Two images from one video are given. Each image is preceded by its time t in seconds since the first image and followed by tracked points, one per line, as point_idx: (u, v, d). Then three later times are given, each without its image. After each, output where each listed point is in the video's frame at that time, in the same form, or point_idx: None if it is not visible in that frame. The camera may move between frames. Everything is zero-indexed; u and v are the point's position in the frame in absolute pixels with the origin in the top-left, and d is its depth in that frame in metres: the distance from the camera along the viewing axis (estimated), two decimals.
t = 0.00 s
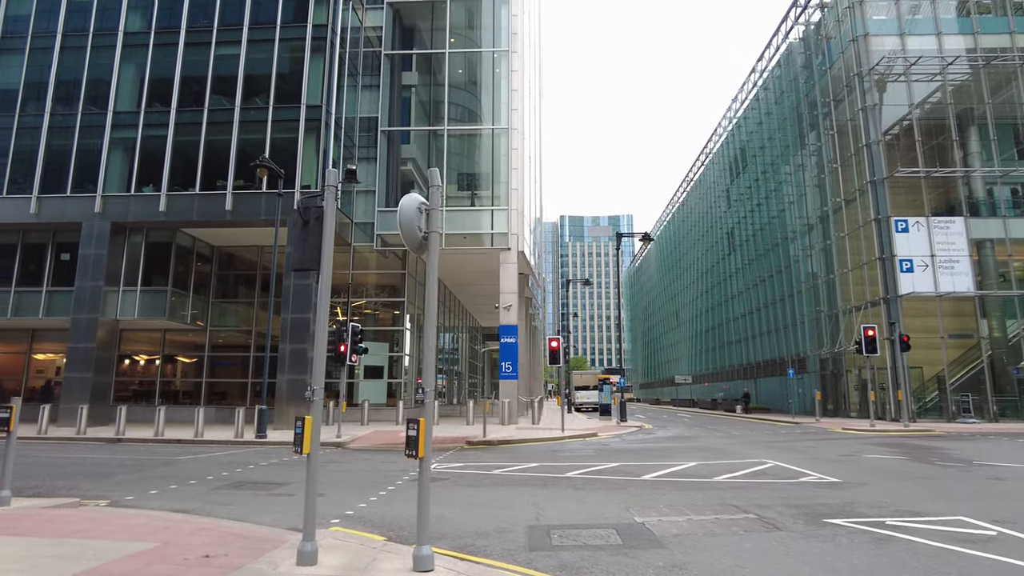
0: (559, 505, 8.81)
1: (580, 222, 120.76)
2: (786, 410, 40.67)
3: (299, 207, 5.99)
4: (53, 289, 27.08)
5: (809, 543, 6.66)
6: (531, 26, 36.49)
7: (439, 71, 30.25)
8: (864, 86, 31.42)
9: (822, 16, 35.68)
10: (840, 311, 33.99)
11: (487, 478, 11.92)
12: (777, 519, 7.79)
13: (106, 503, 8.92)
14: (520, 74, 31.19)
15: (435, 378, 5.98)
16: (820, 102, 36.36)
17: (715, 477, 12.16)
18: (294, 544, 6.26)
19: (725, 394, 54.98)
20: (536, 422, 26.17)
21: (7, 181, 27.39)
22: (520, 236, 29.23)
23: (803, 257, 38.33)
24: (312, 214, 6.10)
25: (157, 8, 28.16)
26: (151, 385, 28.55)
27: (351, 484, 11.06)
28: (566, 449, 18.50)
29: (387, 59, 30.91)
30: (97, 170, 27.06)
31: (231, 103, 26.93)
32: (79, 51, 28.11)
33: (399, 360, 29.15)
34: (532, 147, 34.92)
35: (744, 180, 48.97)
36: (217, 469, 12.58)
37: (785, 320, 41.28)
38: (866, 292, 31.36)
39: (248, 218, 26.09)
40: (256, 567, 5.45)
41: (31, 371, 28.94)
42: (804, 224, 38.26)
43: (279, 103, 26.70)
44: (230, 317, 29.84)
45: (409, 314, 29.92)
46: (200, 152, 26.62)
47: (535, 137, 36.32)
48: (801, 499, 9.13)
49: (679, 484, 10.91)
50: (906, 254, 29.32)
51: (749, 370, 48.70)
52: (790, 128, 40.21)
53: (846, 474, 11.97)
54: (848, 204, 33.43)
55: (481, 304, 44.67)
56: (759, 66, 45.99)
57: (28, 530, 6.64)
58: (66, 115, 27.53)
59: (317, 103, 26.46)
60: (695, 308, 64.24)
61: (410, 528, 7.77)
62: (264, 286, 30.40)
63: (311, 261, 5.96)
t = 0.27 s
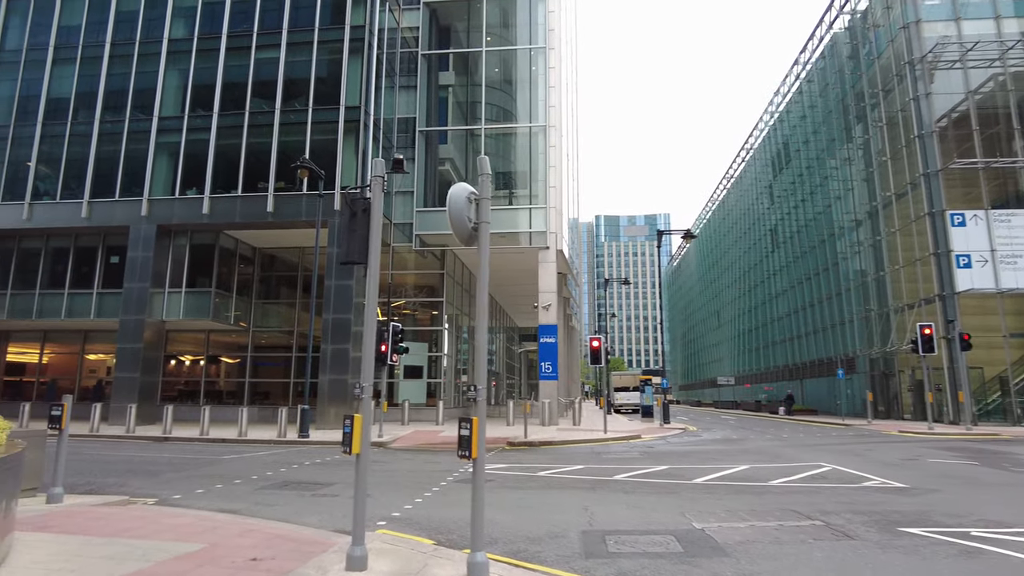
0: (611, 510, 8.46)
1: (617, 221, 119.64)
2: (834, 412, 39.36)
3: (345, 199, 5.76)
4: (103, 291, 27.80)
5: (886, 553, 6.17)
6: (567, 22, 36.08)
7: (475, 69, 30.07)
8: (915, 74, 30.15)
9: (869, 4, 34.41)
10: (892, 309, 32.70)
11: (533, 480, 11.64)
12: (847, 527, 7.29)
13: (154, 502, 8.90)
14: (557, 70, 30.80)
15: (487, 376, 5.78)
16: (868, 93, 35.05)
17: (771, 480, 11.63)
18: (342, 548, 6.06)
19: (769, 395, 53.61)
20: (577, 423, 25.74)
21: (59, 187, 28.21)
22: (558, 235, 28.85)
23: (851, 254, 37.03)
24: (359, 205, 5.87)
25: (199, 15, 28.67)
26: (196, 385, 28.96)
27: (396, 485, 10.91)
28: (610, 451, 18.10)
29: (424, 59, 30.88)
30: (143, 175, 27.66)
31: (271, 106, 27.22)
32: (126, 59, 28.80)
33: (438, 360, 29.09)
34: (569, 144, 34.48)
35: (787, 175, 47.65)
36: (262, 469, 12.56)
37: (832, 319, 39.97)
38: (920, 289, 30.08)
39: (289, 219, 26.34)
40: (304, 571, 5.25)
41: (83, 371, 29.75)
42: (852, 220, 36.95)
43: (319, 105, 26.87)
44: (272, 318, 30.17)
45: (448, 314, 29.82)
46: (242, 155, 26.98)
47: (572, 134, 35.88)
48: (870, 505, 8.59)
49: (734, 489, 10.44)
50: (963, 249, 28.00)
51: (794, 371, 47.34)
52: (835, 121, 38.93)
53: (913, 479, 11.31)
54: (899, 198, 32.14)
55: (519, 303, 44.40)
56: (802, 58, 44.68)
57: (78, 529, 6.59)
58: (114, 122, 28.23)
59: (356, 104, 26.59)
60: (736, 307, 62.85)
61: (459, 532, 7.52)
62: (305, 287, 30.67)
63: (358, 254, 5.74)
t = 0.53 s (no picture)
0: (659, 519, 8.07)
1: (649, 220, 118.40)
2: (878, 414, 38.10)
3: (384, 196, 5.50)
4: (142, 294, 28.25)
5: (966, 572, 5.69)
6: (599, 19, 35.64)
7: (507, 69, 29.86)
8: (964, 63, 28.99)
9: None
10: (940, 308, 31.49)
11: (574, 486, 11.29)
12: (916, 541, 6.80)
13: (191, 507, 8.80)
14: (589, 68, 30.39)
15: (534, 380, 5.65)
16: (912, 83, 33.85)
17: (823, 488, 11.09)
18: (382, 560, 5.81)
19: (808, 396, 52.26)
20: (613, 426, 25.23)
21: (100, 192, 28.79)
22: (592, 234, 28.43)
23: (894, 250, 35.80)
24: (398, 201, 5.60)
25: (234, 21, 28.98)
26: (232, 386, 29.35)
27: (433, 490, 10.68)
28: (650, 455, 17.63)
29: (456, 59, 30.77)
30: (180, 179, 28.02)
31: (304, 109, 27.35)
32: (163, 65, 29.26)
33: (471, 361, 28.93)
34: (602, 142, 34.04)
35: (826, 170, 46.38)
36: (298, 472, 12.46)
37: (874, 317, 38.73)
38: (970, 286, 28.87)
39: (323, 221, 26.42)
40: None
41: (124, 373, 30.32)
42: (895, 215, 35.74)
43: (351, 107, 26.90)
44: (307, 320, 30.34)
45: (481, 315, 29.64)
46: (276, 158, 27.16)
47: (605, 132, 35.42)
48: (936, 517, 8.05)
49: (786, 497, 9.95)
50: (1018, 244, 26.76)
51: (835, 372, 46.01)
52: (877, 114, 37.72)
53: (977, 487, 10.66)
54: (947, 192, 30.91)
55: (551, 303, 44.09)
56: (842, 50, 43.42)
57: (116, 536, 6.47)
58: (152, 127, 28.70)
59: (389, 105, 26.59)
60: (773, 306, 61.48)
61: (501, 542, 7.22)
62: (339, 289, 30.79)
63: (398, 253, 5.48)
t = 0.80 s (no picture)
0: (688, 523, 7.72)
1: (660, 219, 117.83)
2: (898, 414, 37.42)
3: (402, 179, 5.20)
4: (154, 293, 28.18)
5: None
6: (612, 14, 35.24)
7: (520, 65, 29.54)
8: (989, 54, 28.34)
9: None
10: (963, 304, 30.83)
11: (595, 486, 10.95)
12: (965, 547, 6.42)
13: (202, 508, 8.54)
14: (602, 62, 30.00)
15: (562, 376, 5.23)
16: (933, 75, 33.18)
17: (854, 488, 10.68)
18: (402, 565, 5.53)
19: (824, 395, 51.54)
20: (629, 426, 24.80)
21: (113, 192, 28.75)
22: (607, 231, 28.05)
23: (915, 246, 35.13)
24: (418, 185, 5.30)
25: (246, 18, 28.86)
26: (245, 386, 29.23)
27: (450, 491, 10.38)
28: (669, 455, 17.25)
29: (468, 54, 30.51)
30: (192, 178, 27.93)
31: (316, 107, 27.17)
32: (175, 64, 29.20)
33: (485, 360, 28.63)
34: (615, 138, 33.64)
35: (842, 166, 45.69)
36: (311, 472, 12.21)
37: (893, 315, 38.05)
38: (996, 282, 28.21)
39: (335, 219, 26.21)
40: None
41: (137, 372, 30.27)
42: (916, 211, 35.05)
43: (363, 104, 26.69)
44: (319, 319, 30.17)
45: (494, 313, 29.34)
46: (288, 156, 27.00)
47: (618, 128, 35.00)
48: (981, 520, 7.65)
49: (818, 498, 9.57)
50: None
51: (852, 371, 45.30)
52: (895, 108, 37.05)
53: (1016, 489, 10.24)
54: (970, 186, 30.25)
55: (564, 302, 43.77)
56: (859, 43, 42.72)
57: (124, 538, 6.21)
58: (164, 126, 28.63)
59: (401, 102, 26.33)
60: (788, 304, 60.76)
61: (524, 545, 6.91)
62: (352, 288, 30.60)
63: (417, 242, 5.17)
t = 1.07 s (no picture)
0: (718, 532, 7.38)
1: (668, 218, 117.21)
2: (914, 414, 36.83)
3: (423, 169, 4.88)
4: (164, 293, 28.03)
5: None
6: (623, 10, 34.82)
7: (530, 61, 29.20)
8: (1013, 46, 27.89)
9: None
10: (983, 303, 30.28)
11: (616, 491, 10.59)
12: (1017, 558, 6.05)
13: (211, 513, 8.28)
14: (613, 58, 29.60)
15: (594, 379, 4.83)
16: (952, 70, 32.62)
17: (885, 492, 10.31)
18: None
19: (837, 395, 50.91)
20: (643, 427, 24.40)
21: (122, 191, 28.62)
22: (619, 229, 27.66)
23: (931, 243, 34.56)
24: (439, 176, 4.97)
25: (254, 17, 28.67)
26: (254, 387, 29.07)
27: (466, 494, 10.06)
28: (686, 457, 16.88)
29: (478, 51, 30.18)
30: (201, 177, 27.76)
31: (325, 105, 26.95)
32: (184, 63, 29.05)
33: (495, 360, 28.31)
34: (626, 135, 33.24)
35: (856, 163, 45.11)
36: (323, 475, 11.94)
37: (908, 314, 37.48)
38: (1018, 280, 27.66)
39: (345, 218, 25.95)
40: None
41: (147, 372, 30.15)
42: (933, 208, 34.48)
43: (373, 102, 26.43)
44: (329, 319, 29.93)
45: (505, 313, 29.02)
46: (297, 154, 26.79)
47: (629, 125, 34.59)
48: None
49: (849, 503, 9.20)
50: None
51: (866, 371, 44.68)
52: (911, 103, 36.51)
53: None
54: (992, 182, 29.73)
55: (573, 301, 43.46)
56: (873, 38, 42.17)
57: (130, 547, 5.94)
58: (173, 125, 28.48)
59: (411, 100, 26.08)
60: (800, 304, 60.13)
61: (548, 555, 6.60)
62: (361, 288, 30.36)
63: (438, 236, 4.83)
